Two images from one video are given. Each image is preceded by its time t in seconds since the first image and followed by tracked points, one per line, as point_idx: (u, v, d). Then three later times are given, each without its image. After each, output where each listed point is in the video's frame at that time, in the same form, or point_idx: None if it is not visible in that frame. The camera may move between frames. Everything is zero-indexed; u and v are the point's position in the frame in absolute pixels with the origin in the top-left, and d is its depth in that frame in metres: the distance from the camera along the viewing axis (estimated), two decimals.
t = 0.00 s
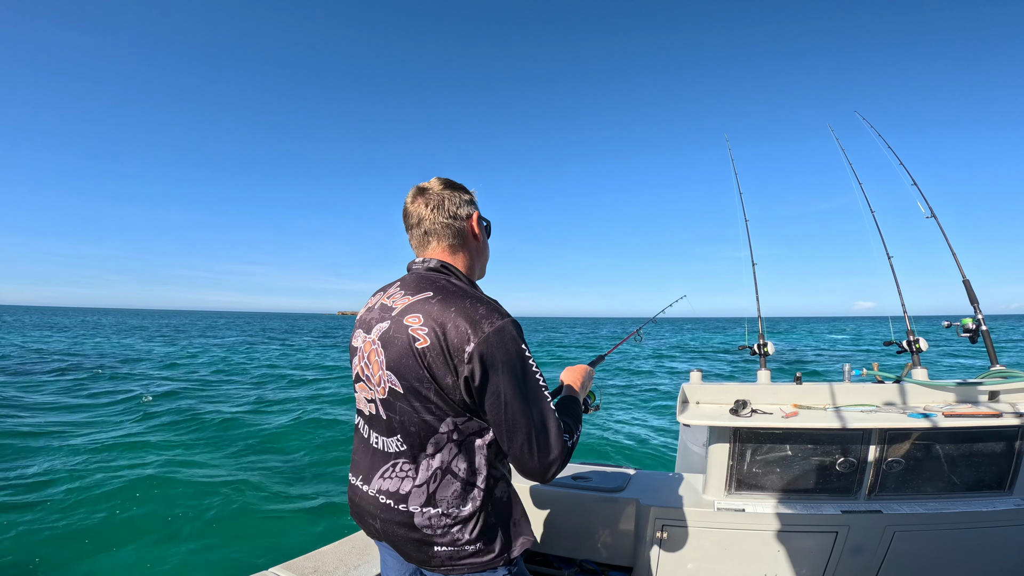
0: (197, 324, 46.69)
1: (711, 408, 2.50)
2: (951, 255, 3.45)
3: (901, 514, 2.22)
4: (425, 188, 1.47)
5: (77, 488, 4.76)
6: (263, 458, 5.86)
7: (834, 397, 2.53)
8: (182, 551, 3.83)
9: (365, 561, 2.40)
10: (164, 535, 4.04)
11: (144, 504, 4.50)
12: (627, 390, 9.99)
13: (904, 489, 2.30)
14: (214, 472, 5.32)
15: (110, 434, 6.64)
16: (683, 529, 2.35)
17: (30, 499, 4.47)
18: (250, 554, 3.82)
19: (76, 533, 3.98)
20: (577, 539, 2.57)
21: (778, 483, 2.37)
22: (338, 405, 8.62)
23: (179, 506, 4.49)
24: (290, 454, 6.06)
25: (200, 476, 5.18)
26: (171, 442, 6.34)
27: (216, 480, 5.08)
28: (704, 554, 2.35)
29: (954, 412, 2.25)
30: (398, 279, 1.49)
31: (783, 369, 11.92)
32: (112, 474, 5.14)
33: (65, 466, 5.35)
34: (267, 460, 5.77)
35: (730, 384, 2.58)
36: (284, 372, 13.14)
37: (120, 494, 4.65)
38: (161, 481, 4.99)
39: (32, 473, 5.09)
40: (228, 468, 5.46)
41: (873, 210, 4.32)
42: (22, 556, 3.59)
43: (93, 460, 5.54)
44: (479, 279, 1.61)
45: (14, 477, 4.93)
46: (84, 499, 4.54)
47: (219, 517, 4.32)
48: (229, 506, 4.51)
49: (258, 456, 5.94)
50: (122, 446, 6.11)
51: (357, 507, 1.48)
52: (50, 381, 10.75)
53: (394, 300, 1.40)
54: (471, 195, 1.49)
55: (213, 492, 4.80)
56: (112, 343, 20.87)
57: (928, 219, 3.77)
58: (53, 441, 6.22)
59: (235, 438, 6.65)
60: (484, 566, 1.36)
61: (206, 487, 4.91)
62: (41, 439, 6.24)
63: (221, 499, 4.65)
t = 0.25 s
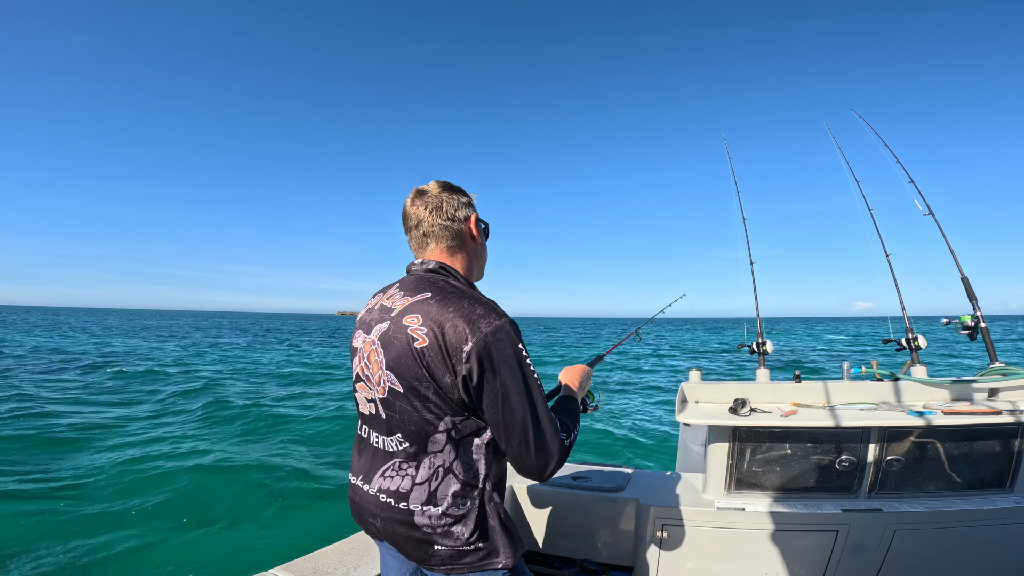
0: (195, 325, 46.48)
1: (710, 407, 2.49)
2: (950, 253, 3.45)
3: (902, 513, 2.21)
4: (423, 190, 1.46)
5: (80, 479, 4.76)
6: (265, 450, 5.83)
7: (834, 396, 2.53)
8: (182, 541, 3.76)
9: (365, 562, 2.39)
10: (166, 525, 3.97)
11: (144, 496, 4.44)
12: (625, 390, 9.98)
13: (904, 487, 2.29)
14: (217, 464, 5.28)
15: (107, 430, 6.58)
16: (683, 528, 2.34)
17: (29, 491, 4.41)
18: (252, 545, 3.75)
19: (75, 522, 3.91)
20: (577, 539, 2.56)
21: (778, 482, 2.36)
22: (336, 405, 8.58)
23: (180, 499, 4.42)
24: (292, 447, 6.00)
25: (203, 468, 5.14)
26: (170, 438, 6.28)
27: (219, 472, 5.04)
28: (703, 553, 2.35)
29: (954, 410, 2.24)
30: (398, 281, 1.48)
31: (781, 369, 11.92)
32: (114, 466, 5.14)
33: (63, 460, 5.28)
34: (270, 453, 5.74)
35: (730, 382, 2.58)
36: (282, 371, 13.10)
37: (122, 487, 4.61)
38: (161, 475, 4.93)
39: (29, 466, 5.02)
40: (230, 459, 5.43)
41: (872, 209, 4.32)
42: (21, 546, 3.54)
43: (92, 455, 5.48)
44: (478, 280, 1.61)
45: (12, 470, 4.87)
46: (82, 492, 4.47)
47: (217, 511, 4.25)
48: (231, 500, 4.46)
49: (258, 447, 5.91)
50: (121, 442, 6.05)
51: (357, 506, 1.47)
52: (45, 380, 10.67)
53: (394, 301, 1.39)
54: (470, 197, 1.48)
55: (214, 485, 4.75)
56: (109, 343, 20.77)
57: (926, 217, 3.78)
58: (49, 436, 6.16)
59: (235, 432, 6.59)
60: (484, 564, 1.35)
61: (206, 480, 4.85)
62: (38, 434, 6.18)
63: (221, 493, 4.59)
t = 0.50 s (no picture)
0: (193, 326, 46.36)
1: (710, 408, 2.50)
2: (948, 253, 3.47)
3: (901, 513, 2.22)
4: (423, 196, 1.47)
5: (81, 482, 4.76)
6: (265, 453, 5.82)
7: (833, 396, 2.54)
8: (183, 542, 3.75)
9: (367, 564, 2.39)
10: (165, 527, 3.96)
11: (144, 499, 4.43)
12: (625, 391, 9.99)
13: (904, 487, 2.30)
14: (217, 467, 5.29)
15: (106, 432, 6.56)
16: (683, 529, 2.35)
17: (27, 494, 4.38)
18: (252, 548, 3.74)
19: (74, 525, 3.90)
20: (579, 540, 2.56)
21: (778, 483, 2.37)
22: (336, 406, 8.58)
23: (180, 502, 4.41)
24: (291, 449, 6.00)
25: (203, 472, 5.14)
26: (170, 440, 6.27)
27: (220, 476, 5.05)
28: (703, 553, 2.35)
29: (952, 409, 2.26)
30: (398, 285, 1.49)
31: (781, 369, 11.93)
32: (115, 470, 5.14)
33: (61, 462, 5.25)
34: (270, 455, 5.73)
35: (729, 383, 2.58)
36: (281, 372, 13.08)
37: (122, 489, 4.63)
38: (160, 479, 4.91)
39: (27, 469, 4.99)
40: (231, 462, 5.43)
41: (870, 209, 4.34)
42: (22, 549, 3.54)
43: (91, 457, 5.46)
44: (478, 284, 1.61)
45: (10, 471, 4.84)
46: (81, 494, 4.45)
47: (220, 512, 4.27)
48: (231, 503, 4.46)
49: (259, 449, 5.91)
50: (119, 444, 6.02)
51: (360, 508, 1.48)
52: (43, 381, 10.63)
53: (395, 304, 1.39)
54: (469, 202, 1.49)
55: (215, 489, 4.75)
56: (107, 344, 20.72)
57: (923, 217, 3.79)
58: (48, 437, 6.13)
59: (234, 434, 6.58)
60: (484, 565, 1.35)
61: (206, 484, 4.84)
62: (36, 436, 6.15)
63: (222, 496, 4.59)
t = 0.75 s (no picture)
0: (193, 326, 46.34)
1: (711, 410, 2.51)
2: (948, 255, 3.47)
3: (902, 515, 2.23)
4: (422, 199, 1.47)
5: (81, 489, 4.76)
6: (266, 461, 5.82)
7: (833, 399, 2.54)
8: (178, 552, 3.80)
9: (369, 566, 2.40)
10: (161, 534, 4.01)
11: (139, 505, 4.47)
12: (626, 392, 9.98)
13: (905, 489, 2.30)
14: (218, 476, 5.29)
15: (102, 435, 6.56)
16: (685, 531, 2.35)
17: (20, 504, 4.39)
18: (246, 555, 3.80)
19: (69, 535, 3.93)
20: (580, 542, 2.56)
21: (779, 484, 2.37)
22: (337, 407, 8.57)
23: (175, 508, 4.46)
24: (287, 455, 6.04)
25: (203, 480, 5.14)
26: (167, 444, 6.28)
27: (220, 485, 5.05)
28: (704, 555, 2.35)
29: (953, 411, 2.26)
30: (398, 289, 1.49)
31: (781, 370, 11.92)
32: (117, 476, 5.15)
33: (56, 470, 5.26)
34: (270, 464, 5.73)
35: (730, 386, 2.59)
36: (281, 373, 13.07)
37: (124, 496, 4.64)
38: (155, 485, 4.94)
39: (24, 478, 5.00)
40: (231, 472, 5.42)
41: (870, 211, 4.35)
42: (23, 561, 3.55)
43: (86, 463, 5.48)
44: (477, 287, 1.62)
45: (4, 481, 4.84)
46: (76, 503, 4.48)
47: (220, 522, 4.27)
48: (232, 512, 4.46)
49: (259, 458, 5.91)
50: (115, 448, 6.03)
51: (361, 511, 1.48)
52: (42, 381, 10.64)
53: (394, 309, 1.40)
54: (468, 205, 1.49)
55: (216, 497, 4.75)
56: (107, 344, 20.71)
57: (924, 219, 3.79)
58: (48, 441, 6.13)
59: (230, 439, 6.59)
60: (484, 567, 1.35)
61: (201, 489, 4.89)
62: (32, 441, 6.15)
63: (223, 504, 4.60)
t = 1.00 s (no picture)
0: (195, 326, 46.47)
1: (712, 413, 2.51)
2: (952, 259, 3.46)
3: (904, 518, 2.22)
4: (419, 200, 1.48)
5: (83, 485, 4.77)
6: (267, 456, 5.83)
7: (836, 402, 2.54)
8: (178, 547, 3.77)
9: (370, 568, 2.40)
10: (163, 527, 4.03)
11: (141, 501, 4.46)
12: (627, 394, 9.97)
13: (907, 492, 2.30)
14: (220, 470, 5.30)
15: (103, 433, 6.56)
16: (686, 533, 2.35)
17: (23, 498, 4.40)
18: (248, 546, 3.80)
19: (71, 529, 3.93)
20: (580, 545, 2.56)
21: (781, 487, 2.37)
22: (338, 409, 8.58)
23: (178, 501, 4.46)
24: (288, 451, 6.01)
25: (205, 474, 5.15)
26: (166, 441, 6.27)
27: (222, 478, 5.06)
28: (705, 558, 2.35)
29: (956, 415, 2.25)
30: (395, 291, 1.50)
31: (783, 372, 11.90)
32: (119, 471, 5.15)
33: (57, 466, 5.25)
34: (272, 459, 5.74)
35: (732, 389, 2.59)
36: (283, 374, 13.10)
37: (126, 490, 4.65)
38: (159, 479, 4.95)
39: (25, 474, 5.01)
40: (234, 466, 5.44)
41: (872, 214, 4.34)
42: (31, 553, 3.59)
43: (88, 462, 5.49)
44: (476, 288, 1.62)
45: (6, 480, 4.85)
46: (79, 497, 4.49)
47: (224, 513, 4.30)
48: (235, 503, 4.49)
49: (260, 453, 5.92)
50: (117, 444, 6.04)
51: (359, 514, 1.48)
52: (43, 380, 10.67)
53: (391, 311, 1.40)
54: (466, 206, 1.49)
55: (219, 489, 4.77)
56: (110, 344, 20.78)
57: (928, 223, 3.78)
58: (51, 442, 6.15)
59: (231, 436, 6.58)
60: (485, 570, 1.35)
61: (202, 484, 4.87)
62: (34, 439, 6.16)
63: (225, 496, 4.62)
